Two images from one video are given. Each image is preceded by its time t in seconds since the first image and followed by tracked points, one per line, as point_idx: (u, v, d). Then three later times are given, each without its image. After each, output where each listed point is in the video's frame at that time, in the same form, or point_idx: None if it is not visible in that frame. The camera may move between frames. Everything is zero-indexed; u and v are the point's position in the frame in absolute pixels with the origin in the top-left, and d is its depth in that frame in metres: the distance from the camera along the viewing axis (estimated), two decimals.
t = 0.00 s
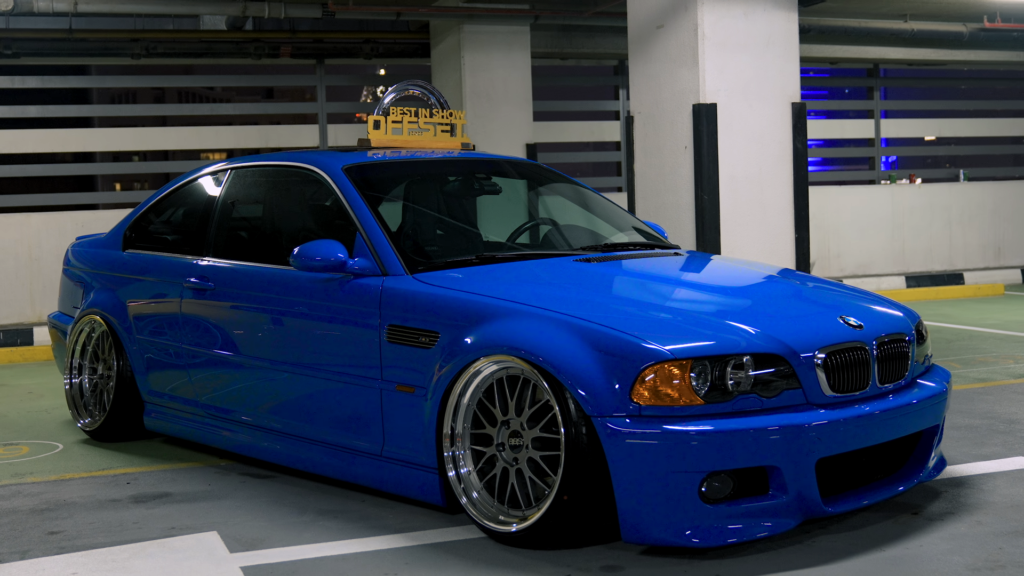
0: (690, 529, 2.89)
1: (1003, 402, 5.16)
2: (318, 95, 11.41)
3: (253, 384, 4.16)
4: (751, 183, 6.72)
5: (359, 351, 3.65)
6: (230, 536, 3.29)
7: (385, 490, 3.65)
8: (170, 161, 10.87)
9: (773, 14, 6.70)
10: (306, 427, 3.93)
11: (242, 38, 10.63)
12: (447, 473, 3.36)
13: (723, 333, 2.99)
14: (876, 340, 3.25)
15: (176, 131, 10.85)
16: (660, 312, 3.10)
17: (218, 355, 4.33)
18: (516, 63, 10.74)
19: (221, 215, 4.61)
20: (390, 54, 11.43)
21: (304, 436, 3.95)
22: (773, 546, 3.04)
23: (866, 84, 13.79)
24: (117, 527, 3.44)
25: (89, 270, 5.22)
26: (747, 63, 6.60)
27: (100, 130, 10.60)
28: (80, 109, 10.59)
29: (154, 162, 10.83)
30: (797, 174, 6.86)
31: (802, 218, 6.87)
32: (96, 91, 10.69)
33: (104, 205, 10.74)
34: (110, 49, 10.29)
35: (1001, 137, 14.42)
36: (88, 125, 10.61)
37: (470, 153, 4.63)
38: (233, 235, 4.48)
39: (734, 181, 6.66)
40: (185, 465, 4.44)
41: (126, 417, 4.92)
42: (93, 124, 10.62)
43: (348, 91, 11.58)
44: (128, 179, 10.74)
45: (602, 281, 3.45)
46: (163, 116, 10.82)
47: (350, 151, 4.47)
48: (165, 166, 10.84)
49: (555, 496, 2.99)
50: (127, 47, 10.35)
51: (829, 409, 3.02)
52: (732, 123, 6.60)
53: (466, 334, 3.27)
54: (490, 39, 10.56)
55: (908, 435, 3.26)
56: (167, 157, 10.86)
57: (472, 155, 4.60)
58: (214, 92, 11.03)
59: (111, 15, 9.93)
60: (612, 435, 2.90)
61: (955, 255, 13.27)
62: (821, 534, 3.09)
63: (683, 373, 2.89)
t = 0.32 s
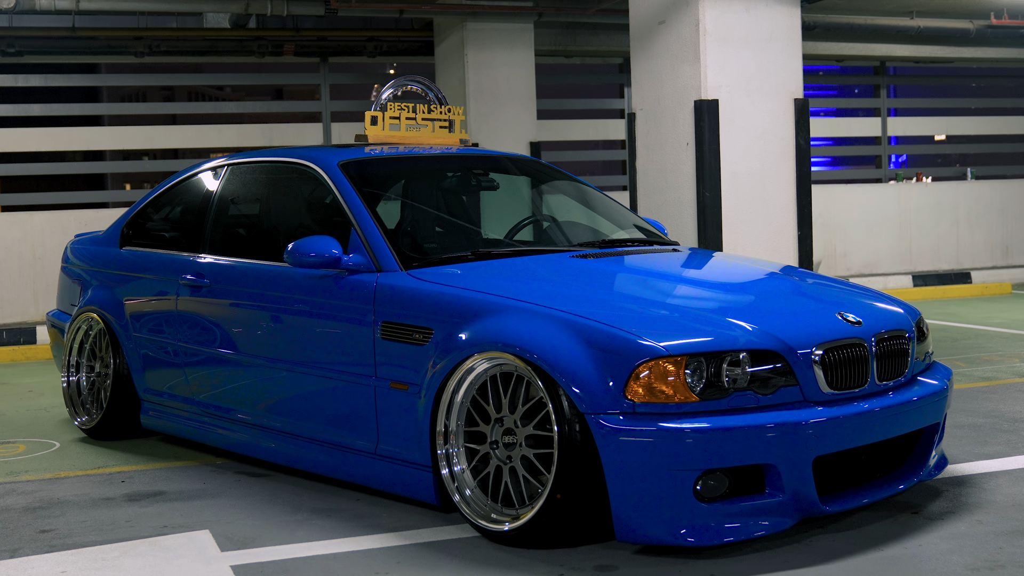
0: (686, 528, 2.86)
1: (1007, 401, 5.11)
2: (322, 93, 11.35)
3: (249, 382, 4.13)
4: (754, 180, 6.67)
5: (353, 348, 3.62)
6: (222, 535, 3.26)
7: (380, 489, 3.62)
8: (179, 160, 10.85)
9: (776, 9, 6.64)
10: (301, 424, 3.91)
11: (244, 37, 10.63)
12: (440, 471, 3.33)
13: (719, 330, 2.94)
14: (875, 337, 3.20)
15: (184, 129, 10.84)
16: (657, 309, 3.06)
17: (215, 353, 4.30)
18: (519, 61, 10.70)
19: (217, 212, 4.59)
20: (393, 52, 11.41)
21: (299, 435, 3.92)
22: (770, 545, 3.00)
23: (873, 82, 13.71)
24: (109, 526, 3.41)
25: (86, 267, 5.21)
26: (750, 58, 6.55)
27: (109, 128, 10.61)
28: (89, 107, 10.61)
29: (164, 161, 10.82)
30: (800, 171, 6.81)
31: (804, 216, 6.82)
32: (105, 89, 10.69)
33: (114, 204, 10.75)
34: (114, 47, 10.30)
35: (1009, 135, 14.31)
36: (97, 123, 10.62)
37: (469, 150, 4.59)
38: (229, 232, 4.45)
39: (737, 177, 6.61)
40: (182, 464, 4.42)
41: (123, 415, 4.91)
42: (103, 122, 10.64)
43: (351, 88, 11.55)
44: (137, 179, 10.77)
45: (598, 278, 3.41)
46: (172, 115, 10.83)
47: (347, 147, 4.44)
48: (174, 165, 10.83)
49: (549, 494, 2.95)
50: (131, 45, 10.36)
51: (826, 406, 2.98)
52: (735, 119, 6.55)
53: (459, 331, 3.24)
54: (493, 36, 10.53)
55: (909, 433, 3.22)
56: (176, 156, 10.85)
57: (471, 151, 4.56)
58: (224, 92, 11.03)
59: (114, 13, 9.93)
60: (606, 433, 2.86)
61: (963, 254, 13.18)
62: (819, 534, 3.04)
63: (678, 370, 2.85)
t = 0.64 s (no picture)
0: (680, 526, 2.82)
1: (1011, 399, 5.05)
2: (326, 91, 11.36)
3: (245, 380, 4.11)
4: (756, 176, 6.63)
5: (347, 346, 3.59)
6: (214, 533, 3.23)
7: (374, 487, 3.58)
8: (188, 159, 10.85)
9: (778, 4, 6.59)
10: (296, 422, 3.88)
11: (248, 35, 10.55)
12: (434, 468, 3.29)
13: (716, 325, 2.90)
14: (874, 332, 3.16)
15: (193, 128, 10.84)
16: (653, 304, 3.02)
17: (212, 351, 4.27)
18: (522, 58, 10.67)
19: (213, 208, 4.56)
20: (397, 50, 11.39)
21: (294, 432, 3.89)
22: (766, 544, 2.96)
23: (879, 80, 13.62)
24: (101, 524, 3.39)
25: (84, 264, 5.19)
26: (751, 54, 6.51)
27: (118, 127, 10.61)
28: (98, 106, 10.62)
29: (173, 160, 10.81)
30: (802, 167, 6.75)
31: (806, 212, 6.77)
32: (114, 87, 10.69)
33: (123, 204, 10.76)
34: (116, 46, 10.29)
35: (1016, 133, 14.21)
36: (107, 122, 10.63)
37: (467, 146, 4.56)
38: (225, 230, 4.42)
39: (738, 174, 6.57)
40: (178, 462, 4.39)
41: (119, 413, 4.89)
42: (112, 121, 10.64)
43: (354, 87, 11.54)
44: (146, 179, 10.78)
45: (594, 273, 3.37)
46: (181, 114, 10.84)
47: (344, 142, 4.41)
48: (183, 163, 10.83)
49: (542, 491, 2.91)
50: (133, 43, 10.34)
51: (824, 402, 2.94)
52: (737, 115, 6.51)
53: (453, 326, 3.21)
54: (496, 34, 10.51)
55: (908, 430, 3.17)
56: (185, 155, 10.85)
57: (468, 147, 4.53)
58: (233, 93, 11.03)
59: (117, 11, 9.91)
60: (599, 429, 2.83)
61: (970, 252, 13.09)
62: (817, 532, 3.00)
63: (673, 365, 2.81)
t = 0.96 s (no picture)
0: (674, 523, 2.79)
1: (1015, 397, 5.00)
2: (329, 89, 11.37)
3: (240, 377, 4.09)
4: (757, 173, 6.59)
5: (340, 342, 3.57)
6: (205, 531, 3.21)
7: (368, 484, 3.56)
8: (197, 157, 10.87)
9: None
10: (290, 419, 3.86)
11: (250, 33, 10.65)
12: (427, 465, 3.27)
13: (711, 320, 2.87)
14: (872, 328, 3.12)
15: (200, 126, 10.84)
16: (648, 300, 2.99)
17: (207, 349, 4.26)
18: (525, 55, 10.64)
19: (209, 205, 4.55)
20: (400, 48, 11.38)
21: (289, 429, 3.87)
22: (763, 541, 2.93)
23: (885, 77, 13.55)
24: (93, 521, 3.37)
25: (81, 262, 5.18)
26: (753, 49, 6.47)
27: (127, 125, 10.61)
28: (106, 104, 10.60)
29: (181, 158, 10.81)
30: (804, 163, 6.71)
31: (808, 209, 6.72)
32: (122, 86, 10.68)
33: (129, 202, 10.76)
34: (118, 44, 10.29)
35: None
36: (115, 121, 10.63)
37: (466, 141, 4.53)
38: (222, 227, 4.40)
39: (739, 170, 6.53)
40: (174, 459, 4.38)
41: (116, 411, 4.87)
42: (121, 119, 10.63)
43: (357, 85, 11.54)
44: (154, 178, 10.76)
45: (590, 269, 3.34)
46: (189, 112, 10.83)
47: (341, 138, 4.38)
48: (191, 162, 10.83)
49: (535, 488, 2.88)
50: (135, 41, 10.34)
51: (821, 398, 2.90)
52: (738, 111, 6.48)
53: (446, 321, 3.18)
54: (499, 31, 10.48)
55: (907, 427, 3.13)
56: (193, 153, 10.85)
57: (466, 143, 4.49)
58: (241, 93, 11.01)
59: (119, 8, 9.89)
60: (593, 426, 2.80)
61: (977, 250, 13.01)
62: (813, 530, 2.97)
63: (667, 361, 2.78)
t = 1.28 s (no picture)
0: (668, 520, 2.75)
1: (1018, 394, 4.96)
2: (332, 88, 11.35)
3: (235, 374, 4.06)
4: (757, 169, 6.55)
5: (334, 338, 3.54)
6: (197, 528, 3.19)
7: (362, 481, 3.54)
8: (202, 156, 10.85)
9: None
10: (284, 416, 3.84)
11: (252, 30, 10.66)
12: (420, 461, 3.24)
13: (706, 314, 2.84)
14: (869, 323, 3.08)
15: (210, 124, 10.83)
16: (643, 294, 2.95)
17: (202, 345, 4.24)
18: (527, 52, 10.62)
19: (205, 201, 4.53)
20: (402, 46, 11.38)
21: (283, 427, 3.85)
22: (758, 539, 2.89)
23: (890, 74, 13.48)
24: (85, 519, 3.35)
25: (78, 259, 5.16)
26: (753, 44, 6.43)
27: (136, 124, 10.59)
28: (115, 102, 10.58)
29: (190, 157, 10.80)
30: (806, 158, 6.66)
31: (809, 205, 6.68)
32: (132, 84, 10.67)
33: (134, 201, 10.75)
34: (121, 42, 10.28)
35: None
36: (123, 119, 10.59)
37: (464, 137, 4.50)
38: (218, 223, 4.38)
39: (740, 166, 6.49)
40: (170, 457, 4.36)
41: (112, 409, 4.86)
42: (129, 118, 10.61)
43: (360, 83, 11.54)
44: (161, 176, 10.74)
45: (585, 263, 3.31)
46: (196, 111, 10.82)
47: (337, 133, 4.35)
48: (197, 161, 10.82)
49: (526, 485, 2.85)
50: (137, 39, 10.34)
51: (816, 394, 2.87)
52: (738, 106, 6.44)
53: (438, 316, 3.15)
54: (502, 28, 10.45)
55: (905, 422, 3.10)
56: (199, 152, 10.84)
57: (464, 138, 4.46)
58: (248, 94, 11.01)
59: (122, 6, 9.87)
60: (585, 421, 2.77)
61: (983, 248, 12.93)
62: (810, 527, 2.93)
63: (660, 356, 2.75)
